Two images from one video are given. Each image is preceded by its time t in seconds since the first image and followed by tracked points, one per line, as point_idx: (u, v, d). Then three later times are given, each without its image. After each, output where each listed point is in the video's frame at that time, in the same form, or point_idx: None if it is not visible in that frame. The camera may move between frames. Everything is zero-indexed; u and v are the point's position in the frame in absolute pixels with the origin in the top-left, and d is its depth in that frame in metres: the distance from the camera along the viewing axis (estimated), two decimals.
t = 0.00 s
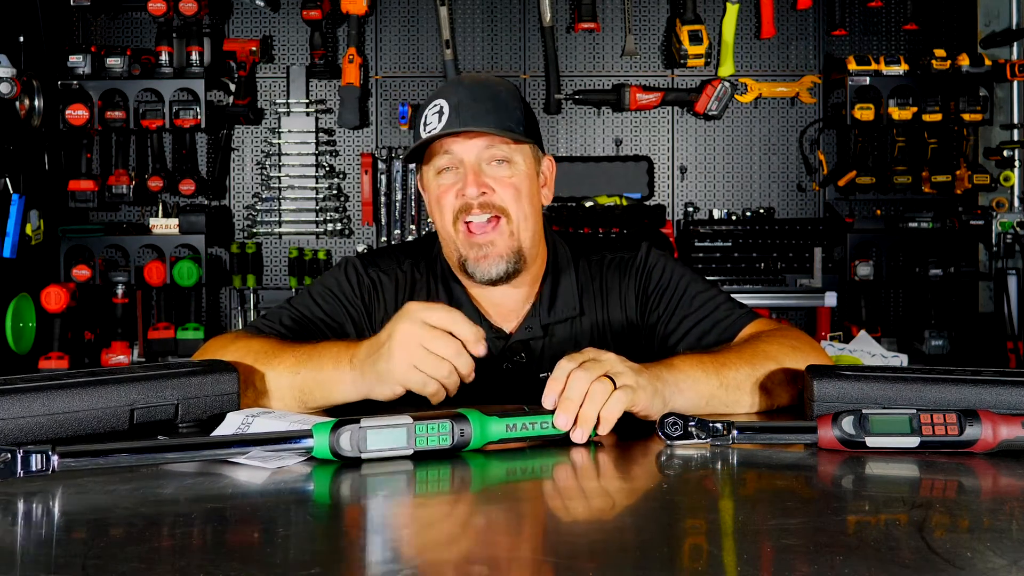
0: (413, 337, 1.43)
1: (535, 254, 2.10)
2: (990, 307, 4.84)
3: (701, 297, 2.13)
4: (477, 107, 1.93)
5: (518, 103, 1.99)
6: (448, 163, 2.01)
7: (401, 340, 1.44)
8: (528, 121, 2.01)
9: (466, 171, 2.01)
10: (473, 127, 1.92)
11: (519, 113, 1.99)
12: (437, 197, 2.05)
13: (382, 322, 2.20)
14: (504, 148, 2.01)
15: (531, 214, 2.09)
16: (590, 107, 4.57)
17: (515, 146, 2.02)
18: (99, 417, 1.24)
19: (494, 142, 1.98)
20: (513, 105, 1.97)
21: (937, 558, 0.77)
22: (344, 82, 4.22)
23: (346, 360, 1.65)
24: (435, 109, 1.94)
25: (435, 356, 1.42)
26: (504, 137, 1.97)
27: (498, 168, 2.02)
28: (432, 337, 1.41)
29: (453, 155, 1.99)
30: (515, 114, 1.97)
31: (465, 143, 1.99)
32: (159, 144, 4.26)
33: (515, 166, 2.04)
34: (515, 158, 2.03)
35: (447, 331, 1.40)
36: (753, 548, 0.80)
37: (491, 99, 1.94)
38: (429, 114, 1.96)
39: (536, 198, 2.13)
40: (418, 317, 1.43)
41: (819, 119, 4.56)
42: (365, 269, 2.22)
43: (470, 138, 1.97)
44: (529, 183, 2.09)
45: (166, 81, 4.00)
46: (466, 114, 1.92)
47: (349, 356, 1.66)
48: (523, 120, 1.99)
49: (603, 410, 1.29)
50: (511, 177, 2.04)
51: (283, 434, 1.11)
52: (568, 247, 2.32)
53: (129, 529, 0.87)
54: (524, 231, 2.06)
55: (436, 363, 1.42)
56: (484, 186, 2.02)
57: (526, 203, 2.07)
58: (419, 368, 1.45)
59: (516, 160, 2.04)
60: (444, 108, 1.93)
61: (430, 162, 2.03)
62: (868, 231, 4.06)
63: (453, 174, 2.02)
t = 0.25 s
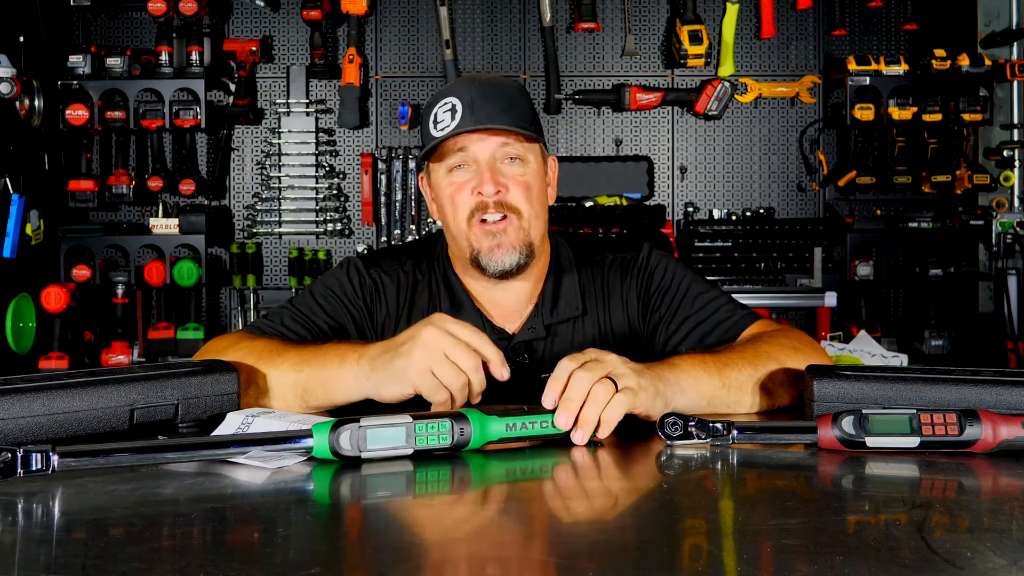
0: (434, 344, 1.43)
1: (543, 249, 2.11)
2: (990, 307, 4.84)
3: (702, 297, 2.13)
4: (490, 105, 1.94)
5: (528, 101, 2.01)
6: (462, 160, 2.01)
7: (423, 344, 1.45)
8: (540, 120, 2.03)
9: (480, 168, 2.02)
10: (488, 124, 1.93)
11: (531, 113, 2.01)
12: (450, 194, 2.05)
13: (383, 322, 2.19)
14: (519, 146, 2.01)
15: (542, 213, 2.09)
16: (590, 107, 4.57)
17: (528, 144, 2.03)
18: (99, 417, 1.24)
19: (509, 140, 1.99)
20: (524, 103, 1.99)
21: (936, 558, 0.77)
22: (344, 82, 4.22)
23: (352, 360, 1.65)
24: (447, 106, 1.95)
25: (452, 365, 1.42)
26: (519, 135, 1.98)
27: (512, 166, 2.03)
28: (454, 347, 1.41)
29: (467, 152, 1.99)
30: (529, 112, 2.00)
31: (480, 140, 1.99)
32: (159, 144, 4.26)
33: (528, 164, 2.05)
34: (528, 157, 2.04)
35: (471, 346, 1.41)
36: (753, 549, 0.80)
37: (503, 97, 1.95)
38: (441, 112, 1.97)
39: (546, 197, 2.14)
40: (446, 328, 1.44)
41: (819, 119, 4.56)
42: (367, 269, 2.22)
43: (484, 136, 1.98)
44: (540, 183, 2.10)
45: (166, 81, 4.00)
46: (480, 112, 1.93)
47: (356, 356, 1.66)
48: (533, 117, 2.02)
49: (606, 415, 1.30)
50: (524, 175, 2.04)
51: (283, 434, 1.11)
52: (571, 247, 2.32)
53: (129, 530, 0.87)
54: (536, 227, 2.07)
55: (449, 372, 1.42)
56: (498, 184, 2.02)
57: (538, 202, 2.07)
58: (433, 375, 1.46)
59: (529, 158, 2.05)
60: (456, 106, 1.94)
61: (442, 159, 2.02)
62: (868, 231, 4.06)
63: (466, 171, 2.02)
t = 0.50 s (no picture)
0: (444, 346, 1.43)
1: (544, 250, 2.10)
2: (990, 308, 4.84)
3: (703, 299, 2.13)
4: (493, 106, 1.93)
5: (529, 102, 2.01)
6: (465, 162, 1.99)
7: (432, 346, 1.45)
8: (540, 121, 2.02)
9: (483, 170, 2.00)
10: (492, 126, 1.92)
11: (530, 114, 2.00)
12: (453, 196, 2.03)
13: (383, 322, 2.20)
14: (521, 148, 2.00)
15: (545, 214, 2.08)
16: (590, 107, 4.57)
17: (530, 146, 2.02)
18: (99, 417, 1.24)
19: (513, 142, 1.97)
20: (526, 105, 1.99)
21: (936, 558, 0.77)
22: (344, 82, 4.22)
23: (357, 361, 1.65)
24: (450, 108, 1.93)
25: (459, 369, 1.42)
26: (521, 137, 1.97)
27: (514, 167, 2.01)
28: (462, 352, 1.41)
29: (470, 153, 1.98)
30: (529, 113, 1.99)
31: (484, 142, 1.97)
32: (159, 144, 4.26)
33: (530, 166, 2.03)
34: (530, 158, 2.02)
35: (482, 352, 1.41)
36: (753, 548, 0.80)
37: (505, 98, 1.95)
38: (442, 114, 1.95)
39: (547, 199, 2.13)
40: (457, 332, 1.45)
41: (819, 119, 4.56)
42: (367, 269, 2.22)
43: (488, 138, 1.96)
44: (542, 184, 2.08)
45: (166, 81, 4.00)
46: (484, 113, 1.92)
47: (362, 356, 1.66)
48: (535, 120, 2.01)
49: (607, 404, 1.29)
50: (527, 177, 2.03)
51: (283, 434, 1.11)
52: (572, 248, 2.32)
53: (129, 529, 0.87)
54: (537, 228, 2.05)
55: (457, 375, 1.41)
56: (502, 186, 2.00)
57: (541, 203, 2.06)
58: (441, 377, 1.46)
59: (531, 160, 2.03)
60: (458, 107, 1.92)
61: (445, 162, 2.00)
62: (868, 231, 4.06)
63: (470, 173, 2.00)
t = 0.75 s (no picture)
0: (449, 332, 1.46)
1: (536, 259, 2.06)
2: (990, 308, 4.84)
3: (703, 301, 2.13)
4: (478, 115, 1.87)
5: (516, 107, 1.95)
6: (451, 174, 1.94)
7: (435, 335, 1.47)
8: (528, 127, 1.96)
9: (469, 182, 1.95)
10: (475, 137, 1.87)
11: (519, 120, 1.94)
12: (440, 208, 1.99)
13: (382, 323, 2.20)
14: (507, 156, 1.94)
15: (535, 221, 2.04)
16: (590, 107, 4.57)
17: (518, 154, 1.96)
18: (99, 417, 1.24)
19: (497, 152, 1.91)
20: (513, 111, 1.93)
21: (937, 558, 0.77)
22: (344, 82, 4.22)
23: (358, 356, 1.65)
24: (433, 118, 1.89)
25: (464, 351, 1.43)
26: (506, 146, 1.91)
27: (501, 177, 1.96)
28: (467, 335, 1.44)
29: (455, 166, 1.93)
30: (516, 122, 1.92)
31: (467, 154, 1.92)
32: (159, 144, 4.26)
33: (518, 175, 1.98)
34: (517, 166, 1.97)
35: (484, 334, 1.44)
36: (753, 548, 0.80)
37: (490, 106, 1.89)
38: (427, 124, 1.90)
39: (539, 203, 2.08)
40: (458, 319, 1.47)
41: (819, 119, 4.56)
42: (366, 269, 2.22)
43: (473, 151, 1.91)
44: (532, 190, 2.03)
45: (166, 81, 4.00)
46: (467, 123, 1.87)
47: (365, 352, 1.66)
48: (522, 123, 1.95)
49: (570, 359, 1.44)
50: (514, 186, 1.98)
51: (283, 433, 1.11)
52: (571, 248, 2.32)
53: (129, 529, 0.87)
54: (527, 241, 2.01)
55: (464, 359, 1.43)
56: (487, 198, 1.96)
57: (530, 211, 2.02)
58: (446, 364, 1.46)
59: (519, 167, 1.97)
60: (442, 118, 1.87)
61: (431, 173, 1.95)
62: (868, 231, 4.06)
63: (456, 185, 1.96)
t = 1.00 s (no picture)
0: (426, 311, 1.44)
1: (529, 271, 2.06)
2: (990, 308, 4.84)
3: (702, 302, 2.13)
4: (468, 138, 1.84)
5: (511, 127, 1.90)
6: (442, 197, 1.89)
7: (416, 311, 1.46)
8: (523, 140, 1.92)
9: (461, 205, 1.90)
10: (465, 162, 1.83)
11: (513, 138, 1.91)
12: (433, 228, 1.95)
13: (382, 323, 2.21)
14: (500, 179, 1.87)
15: (527, 242, 2.00)
16: (590, 107, 4.57)
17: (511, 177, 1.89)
18: (100, 417, 1.24)
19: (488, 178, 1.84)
20: (506, 131, 1.89)
21: (937, 558, 0.77)
22: (344, 82, 4.22)
23: (354, 353, 1.65)
24: (425, 140, 1.84)
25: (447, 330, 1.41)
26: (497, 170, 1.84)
27: (493, 200, 1.90)
28: (444, 312, 1.41)
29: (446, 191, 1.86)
30: (508, 139, 1.88)
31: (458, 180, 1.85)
32: (159, 144, 4.26)
33: (511, 197, 1.92)
34: (510, 189, 1.90)
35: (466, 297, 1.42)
36: (753, 549, 0.80)
37: (481, 128, 1.86)
38: (418, 143, 1.86)
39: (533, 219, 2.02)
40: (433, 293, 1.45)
41: (819, 119, 4.56)
42: (365, 270, 2.23)
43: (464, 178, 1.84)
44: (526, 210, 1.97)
45: (166, 81, 4.00)
46: (458, 147, 1.83)
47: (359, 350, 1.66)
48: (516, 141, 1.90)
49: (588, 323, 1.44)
50: (507, 209, 1.92)
51: (283, 434, 1.11)
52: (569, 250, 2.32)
53: (129, 530, 0.86)
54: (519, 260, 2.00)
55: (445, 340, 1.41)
56: (478, 223, 1.90)
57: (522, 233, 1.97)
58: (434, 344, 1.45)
59: (512, 189, 1.91)
60: (433, 140, 1.83)
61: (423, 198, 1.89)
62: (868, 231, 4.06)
63: (448, 207, 1.90)
